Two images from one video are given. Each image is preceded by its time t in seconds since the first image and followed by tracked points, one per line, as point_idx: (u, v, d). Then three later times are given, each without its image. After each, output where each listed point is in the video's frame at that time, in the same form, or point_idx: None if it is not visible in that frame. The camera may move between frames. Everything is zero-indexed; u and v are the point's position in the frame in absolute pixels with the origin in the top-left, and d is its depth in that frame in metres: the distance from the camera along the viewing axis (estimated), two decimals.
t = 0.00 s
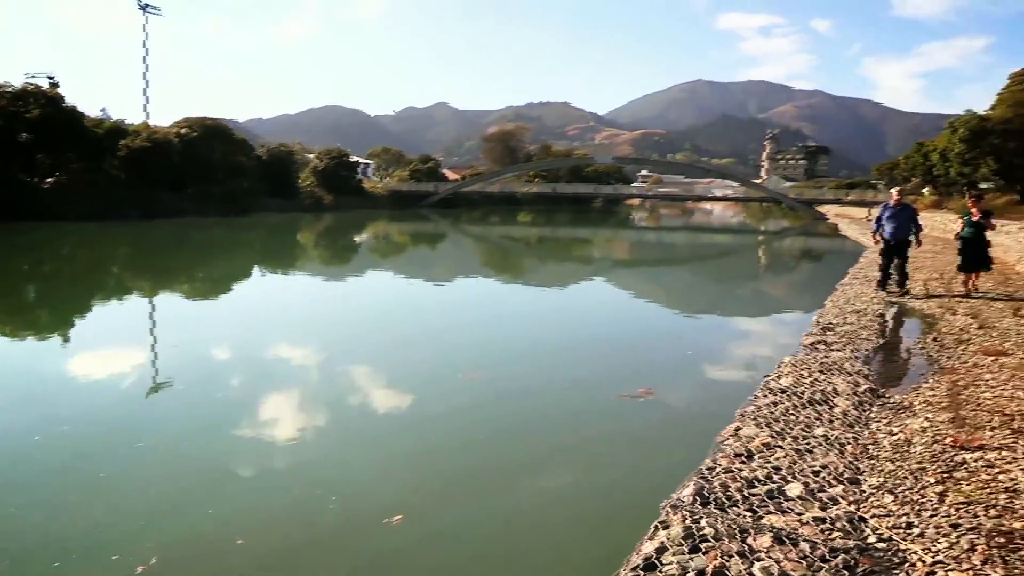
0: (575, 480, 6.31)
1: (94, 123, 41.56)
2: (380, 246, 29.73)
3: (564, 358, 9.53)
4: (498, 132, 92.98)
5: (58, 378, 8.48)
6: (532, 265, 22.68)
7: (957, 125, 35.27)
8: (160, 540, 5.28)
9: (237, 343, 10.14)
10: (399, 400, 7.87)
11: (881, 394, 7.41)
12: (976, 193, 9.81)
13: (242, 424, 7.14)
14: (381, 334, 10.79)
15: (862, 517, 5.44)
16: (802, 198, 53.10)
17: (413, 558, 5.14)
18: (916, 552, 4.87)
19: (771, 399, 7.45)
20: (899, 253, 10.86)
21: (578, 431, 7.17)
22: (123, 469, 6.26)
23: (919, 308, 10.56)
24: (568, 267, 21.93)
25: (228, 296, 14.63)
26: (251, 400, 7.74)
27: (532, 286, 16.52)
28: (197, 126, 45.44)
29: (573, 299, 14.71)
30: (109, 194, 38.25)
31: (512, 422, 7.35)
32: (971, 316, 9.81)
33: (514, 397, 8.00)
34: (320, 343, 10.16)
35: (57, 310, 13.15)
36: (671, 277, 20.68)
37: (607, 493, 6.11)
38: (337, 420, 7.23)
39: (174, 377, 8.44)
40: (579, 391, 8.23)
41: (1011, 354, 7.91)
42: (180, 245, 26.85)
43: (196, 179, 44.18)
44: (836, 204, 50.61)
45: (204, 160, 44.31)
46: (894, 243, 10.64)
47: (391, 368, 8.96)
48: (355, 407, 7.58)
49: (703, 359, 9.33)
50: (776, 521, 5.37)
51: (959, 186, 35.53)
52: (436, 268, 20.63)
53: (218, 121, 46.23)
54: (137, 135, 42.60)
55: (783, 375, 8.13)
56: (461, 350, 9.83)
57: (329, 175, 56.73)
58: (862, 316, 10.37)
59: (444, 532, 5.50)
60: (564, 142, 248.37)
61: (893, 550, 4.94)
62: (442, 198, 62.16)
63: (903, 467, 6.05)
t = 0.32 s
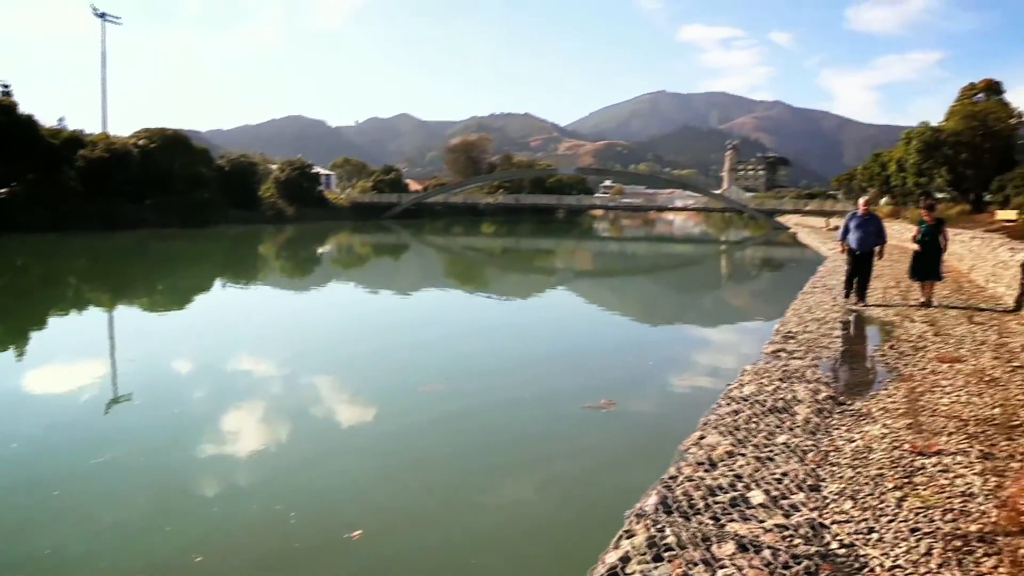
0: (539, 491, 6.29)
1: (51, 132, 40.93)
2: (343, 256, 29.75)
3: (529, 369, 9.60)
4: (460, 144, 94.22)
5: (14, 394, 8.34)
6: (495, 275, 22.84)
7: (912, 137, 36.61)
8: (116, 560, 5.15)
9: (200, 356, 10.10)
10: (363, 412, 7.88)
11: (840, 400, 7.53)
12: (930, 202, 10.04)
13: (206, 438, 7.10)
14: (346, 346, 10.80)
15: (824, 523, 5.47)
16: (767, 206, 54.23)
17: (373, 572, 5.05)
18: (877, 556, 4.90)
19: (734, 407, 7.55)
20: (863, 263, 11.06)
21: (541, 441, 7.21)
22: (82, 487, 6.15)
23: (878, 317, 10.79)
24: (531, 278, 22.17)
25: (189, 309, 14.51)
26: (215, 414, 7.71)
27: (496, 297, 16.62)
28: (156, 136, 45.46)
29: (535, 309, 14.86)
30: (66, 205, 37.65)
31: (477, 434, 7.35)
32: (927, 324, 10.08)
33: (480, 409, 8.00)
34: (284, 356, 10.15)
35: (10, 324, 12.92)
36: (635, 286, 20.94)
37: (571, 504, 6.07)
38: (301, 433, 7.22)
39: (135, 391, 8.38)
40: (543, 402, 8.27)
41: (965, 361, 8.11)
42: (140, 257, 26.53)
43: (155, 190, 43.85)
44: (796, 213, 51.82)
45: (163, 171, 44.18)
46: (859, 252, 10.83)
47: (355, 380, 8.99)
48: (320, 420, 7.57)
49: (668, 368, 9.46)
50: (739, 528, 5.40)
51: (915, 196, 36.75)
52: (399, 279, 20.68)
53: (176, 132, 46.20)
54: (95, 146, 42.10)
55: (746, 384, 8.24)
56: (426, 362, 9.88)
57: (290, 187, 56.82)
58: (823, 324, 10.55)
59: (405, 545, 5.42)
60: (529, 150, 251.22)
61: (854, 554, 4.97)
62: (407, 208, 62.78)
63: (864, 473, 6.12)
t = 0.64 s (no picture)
0: (510, 504, 6.28)
1: (16, 143, 39.96)
2: (314, 270, 29.74)
3: (501, 382, 9.64)
4: (431, 157, 94.53)
5: None
6: (467, 288, 22.96)
7: (876, 150, 36.96)
8: None
9: (168, 371, 10.04)
10: (334, 426, 7.86)
11: (809, 411, 7.62)
12: (897, 215, 10.22)
13: (175, 454, 7.05)
14: (318, 360, 10.79)
15: (794, 533, 5.49)
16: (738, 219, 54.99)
17: None
18: (846, 566, 4.91)
19: (703, 419, 7.62)
20: (835, 277, 11.15)
21: (510, 454, 7.22)
22: (47, 505, 6.07)
23: (846, 329, 10.96)
24: (502, 291, 22.30)
25: (157, 324, 14.37)
26: (181, 429, 7.69)
27: (467, 310, 16.69)
28: (124, 149, 44.87)
29: (504, 322, 14.96)
30: (35, 218, 36.98)
31: (449, 448, 7.34)
32: (894, 334, 10.22)
33: (452, 423, 7.98)
34: (254, 370, 10.10)
35: None
36: (605, 298, 21.12)
37: (541, 517, 6.06)
38: (272, 448, 7.18)
39: (101, 407, 8.37)
40: (514, 415, 8.30)
41: (931, 371, 8.24)
42: (108, 271, 26.22)
43: (122, 203, 43.32)
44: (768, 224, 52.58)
45: (132, 182, 43.89)
46: (833, 268, 10.93)
47: (326, 394, 8.97)
48: (290, 436, 7.54)
49: (637, 382, 9.55)
50: (710, 539, 5.40)
51: (882, 208, 37.62)
52: (370, 293, 20.70)
53: (144, 144, 45.78)
54: (62, 158, 41.31)
55: (716, 395, 8.33)
56: (397, 375, 9.90)
57: (260, 200, 56.83)
58: (791, 337, 10.70)
59: (374, 561, 5.36)
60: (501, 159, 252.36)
61: (824, 564, 4.97)
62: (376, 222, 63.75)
63: (832, 482, 6.16)
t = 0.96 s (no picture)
0: (484, 517, 6.26)
1: None
2: (288, 281, 29.64)
3: (478, 393, 9.67)
4: (405, 168, 94.36)
5: None
6: (441, 300, 22.99)
7: (848, 161, 37.56)
8: None
9: (139, 385, 9.93)
10: (309, 439, 7.84)
11: (783, 421, 7.68)
12: (870, 225, 10.32)
13: (148, 469, 6.97)
14: (293, 372, 10.74)
15: (769, 542, 5.48)
16: (712, 229, 55.55)
17: None
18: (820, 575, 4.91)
19: (678, 429, 7.67)
20: (814, 286, 11.25)
21: (484, 466, 7.22)
22: (15, 521, 5.97)
23: (819, 339, 11.10)
24: (476, 302, 22.35)
25: (127, 337, 14.21)
26: (155, 442, 7.64)
27: (440, 322, 16.72)
28: (95, 160, 44.49)
29: (478, 333, 15.02)
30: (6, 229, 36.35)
31: (424, 461, 7.32)
32: (866, 344, 10.35)
33: (427, 435, 7.99)
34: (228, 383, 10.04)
35: None
36: (578, 309, 21.23)
37: (516, 529, 6.04)
38: (246, 462, 7.14)
39: (72, 421, 8.26)
40: (489, 427, 8.31)
41: (902, 380, 8.34)
42: (77, 283, 25.85)
43: (94, 215, 42.78)
44: (741, 235, 53.50)
45: (105, 192, 43.38)
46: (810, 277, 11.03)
47: (301, 407, 8.95)
48: (264, 450, 7.50)
49: (613, 393, 9.61)
50: (685, 549, 5.38)
51: (854, 218, 38.32)
52: (343, 304, 20.64)
53: (117, 154, 45.46)
54: (32, 167, 40.55)
55: (691, 406, 8.39)
56: (374, 387, 9.90)
57: (234, 212, 56.35)
58: (765, 349, 10.83)
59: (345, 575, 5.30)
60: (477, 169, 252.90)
61: (798, 572, 4.96)
62: (350, 234, 64.00)
63: (806, 491, 6.19)
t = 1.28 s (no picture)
0: (465, 526, 6.25)
1: None
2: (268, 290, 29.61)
3: (459, 402, 9.69)
4: (385, 178, 94.22)
5: None
6: (422, 309, 23.02)
7: (826, 171, 38.02)
8: None
9: (116, 395, 9.88)
10: (289, 450, 7.82)
11: (762, 430, 7.73)
12: (848, 235, 10.34)
13: (127, 480, 6.94)
14: (272, 382, 10.71)
15: (749, 550, 5.49)
16: (692, 238, 55.99)
17: None
18: None
19: (658, 438, 7.69)
20: (800, 296, 11.34)
21: (464, 477, 7.20)
22: None
23: (798, 347, 11.20)
24: (456, 311, 22.40)
25: (104, 347, 14.12)
26: (135, 453, 7.62)
27: (421, 331, 16.75)
28: (72, 168, 44.02)
29: (457, 342, 15.08)
30: None
31: (406, 470, 7.32)
32: (845, 352, 10.43)
33: (408, 445, 7.99)
34: (206, 393, 10.02)
35: None
36: (557, 318, 21.34)
37: (496, 538, 6.05)
38: (226, 472, 7.12)
39: (48, 431, 8.23)
40: (469, 436, 8.32)
41: (881, 387, 8.40)
42: (54, 293, 25.62)
43: (72, 223, 42.63)
44: (721, 244, 53.98)
45: (83, 202, 43.25)
46: (796, 288, 11.12)
47: (281, 417, 8.94)
48: (245, 459, 7.49)
49: (593, 402, 9.66)
50: (666, 558, 5.36)
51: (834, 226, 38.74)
52: (323, 314, 20.63)
53: (95, 163, 45.20)
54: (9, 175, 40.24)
55: (671, 414, 8.43)
56: (355, 397, 9.90)
57: (213, 222, 55.49)
58: (744, 357, 10.92)
59: None
60: (460, 177, 252.81)
61: None
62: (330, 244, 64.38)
63: (785, 500, 6.21)
